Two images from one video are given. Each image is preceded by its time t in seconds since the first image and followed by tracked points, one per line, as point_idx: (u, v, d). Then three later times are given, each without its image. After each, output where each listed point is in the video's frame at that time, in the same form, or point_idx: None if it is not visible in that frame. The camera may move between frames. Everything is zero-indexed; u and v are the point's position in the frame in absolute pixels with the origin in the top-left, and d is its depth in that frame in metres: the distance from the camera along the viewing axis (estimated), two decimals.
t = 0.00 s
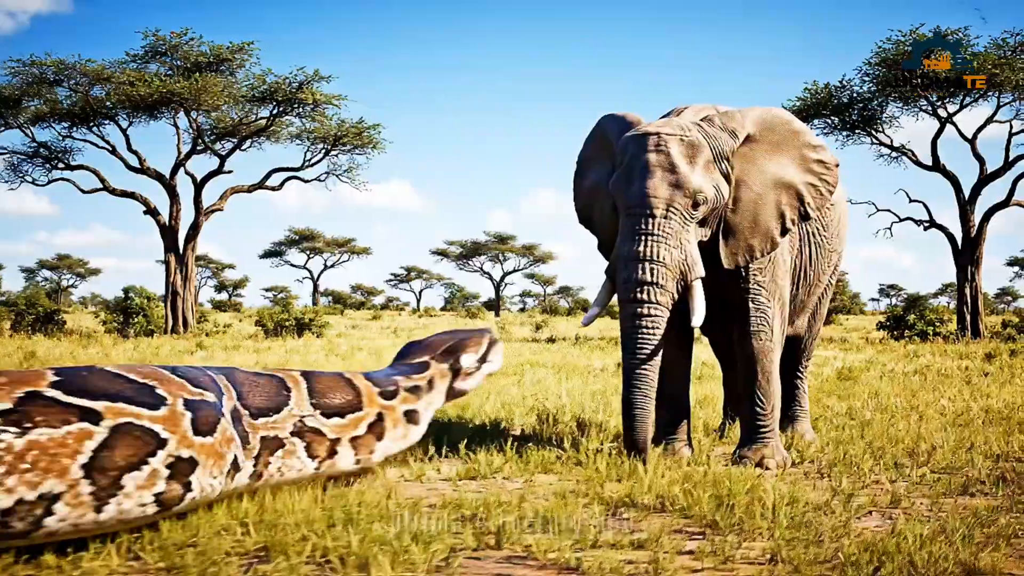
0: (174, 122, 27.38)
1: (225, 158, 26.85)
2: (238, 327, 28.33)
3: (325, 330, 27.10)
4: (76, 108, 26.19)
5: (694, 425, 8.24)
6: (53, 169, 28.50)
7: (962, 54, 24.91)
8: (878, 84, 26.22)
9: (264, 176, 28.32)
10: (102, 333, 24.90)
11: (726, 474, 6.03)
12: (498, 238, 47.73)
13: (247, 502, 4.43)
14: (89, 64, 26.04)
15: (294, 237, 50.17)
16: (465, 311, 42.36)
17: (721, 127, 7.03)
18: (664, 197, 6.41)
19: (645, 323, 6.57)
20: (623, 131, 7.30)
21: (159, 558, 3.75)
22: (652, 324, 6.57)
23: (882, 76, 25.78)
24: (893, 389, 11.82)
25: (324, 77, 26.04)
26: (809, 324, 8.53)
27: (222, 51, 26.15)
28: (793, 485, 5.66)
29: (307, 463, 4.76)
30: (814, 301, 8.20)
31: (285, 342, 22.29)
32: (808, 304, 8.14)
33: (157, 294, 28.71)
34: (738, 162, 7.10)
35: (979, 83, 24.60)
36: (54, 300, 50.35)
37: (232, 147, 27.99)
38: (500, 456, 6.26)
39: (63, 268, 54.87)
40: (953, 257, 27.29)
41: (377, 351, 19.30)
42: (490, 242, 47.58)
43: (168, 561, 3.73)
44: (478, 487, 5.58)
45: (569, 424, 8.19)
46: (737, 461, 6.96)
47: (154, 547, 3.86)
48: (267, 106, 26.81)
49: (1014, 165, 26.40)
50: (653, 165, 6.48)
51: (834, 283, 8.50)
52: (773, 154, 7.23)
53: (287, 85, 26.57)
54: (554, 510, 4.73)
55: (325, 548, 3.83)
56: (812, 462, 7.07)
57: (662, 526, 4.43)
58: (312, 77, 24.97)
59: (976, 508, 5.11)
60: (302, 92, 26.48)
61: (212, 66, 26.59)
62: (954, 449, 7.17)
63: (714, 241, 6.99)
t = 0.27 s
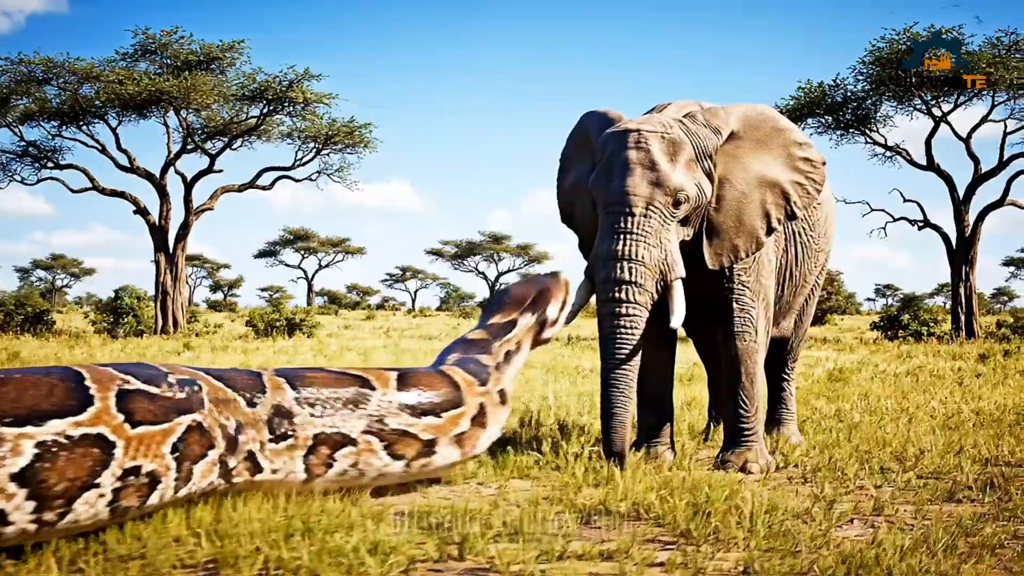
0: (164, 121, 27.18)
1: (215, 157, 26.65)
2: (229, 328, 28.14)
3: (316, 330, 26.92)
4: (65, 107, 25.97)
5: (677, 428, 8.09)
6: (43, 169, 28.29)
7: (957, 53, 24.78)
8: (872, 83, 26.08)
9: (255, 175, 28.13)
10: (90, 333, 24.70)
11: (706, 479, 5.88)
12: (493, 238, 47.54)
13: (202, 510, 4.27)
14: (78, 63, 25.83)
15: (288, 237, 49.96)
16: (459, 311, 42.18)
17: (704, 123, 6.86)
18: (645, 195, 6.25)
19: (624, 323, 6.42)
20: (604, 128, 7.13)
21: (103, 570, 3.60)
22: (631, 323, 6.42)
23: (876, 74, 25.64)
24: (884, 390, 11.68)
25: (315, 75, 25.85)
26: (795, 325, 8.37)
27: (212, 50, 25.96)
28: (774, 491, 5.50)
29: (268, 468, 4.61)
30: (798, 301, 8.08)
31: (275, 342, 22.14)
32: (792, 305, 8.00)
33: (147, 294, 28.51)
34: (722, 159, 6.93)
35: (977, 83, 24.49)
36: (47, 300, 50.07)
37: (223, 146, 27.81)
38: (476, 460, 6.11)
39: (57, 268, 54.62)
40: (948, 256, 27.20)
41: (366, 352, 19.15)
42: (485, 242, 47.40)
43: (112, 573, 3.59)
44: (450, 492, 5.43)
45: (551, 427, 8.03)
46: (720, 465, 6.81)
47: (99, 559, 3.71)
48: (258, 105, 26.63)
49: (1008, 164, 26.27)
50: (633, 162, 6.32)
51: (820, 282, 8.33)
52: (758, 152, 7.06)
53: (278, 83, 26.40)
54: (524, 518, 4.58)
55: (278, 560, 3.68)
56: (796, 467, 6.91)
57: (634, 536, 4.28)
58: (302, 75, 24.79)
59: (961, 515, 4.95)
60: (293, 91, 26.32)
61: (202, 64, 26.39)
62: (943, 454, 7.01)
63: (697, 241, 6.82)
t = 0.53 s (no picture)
0: (155, 120, 27.00)
1: (207, 156, 26.47)
2: (221, 328, 27.97)
3: (309, 330, 26.77)
4: (56, 106, 25.77)
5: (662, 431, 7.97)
6: (33, 168, 28.09)
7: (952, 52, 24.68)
8: (866, 82, 25.96)
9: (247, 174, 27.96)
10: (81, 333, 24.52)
11: (688, 483, 5.75)
12: (489, 237, 47.40)
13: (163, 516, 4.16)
14: (68, 61, 25.63)
15: (283, 237, 49.76)
16: (454, 311, 42.03)
17: (687, 121, 6.75)
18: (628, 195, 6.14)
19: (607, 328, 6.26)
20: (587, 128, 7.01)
21: None
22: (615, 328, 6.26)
23: (871, 73, 25.51)
24: (876, 391, 11.56)
25: (307, 74, 25.67)
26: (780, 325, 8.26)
27: (203, 48, 25.77)
28: (757, 497, 5.37)
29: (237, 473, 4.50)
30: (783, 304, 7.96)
31: (266, 342, 21.99)
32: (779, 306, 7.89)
33: (139, 294, 28.34)
34: (707, 157, 6.84)
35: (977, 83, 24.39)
36: (42, 300, 49.81)
37: (214, 145, 27.64)
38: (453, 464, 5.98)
39: (52, 268, 54.37)
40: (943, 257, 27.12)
41: (357, 352, 19.01)
42: (481, 241, 47.25)
43: None
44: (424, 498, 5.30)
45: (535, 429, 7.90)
46: (705, 469, 6.64)
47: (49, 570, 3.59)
48: (249, 104, 26.47)
49: (1004, 164, 26.17)
50: (617, 162, 6.19)
51: (806, 282, 8.20)
52: (743, 148, 6.95)
53: (269, 82, 26.24)
54: (496, 525, 4.46)
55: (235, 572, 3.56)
56: (782, 470, 6.77)
57: (607, 545, 4.16)
58: (294, 74, 24.64)
59: (946, 522, 4.83)
60: (284, 89, 26.17)
61: (194, 63, 26.20)
62: (932, 457, 6.88)
63: (684, 242, 6.73)
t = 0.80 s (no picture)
0: (145, 119, 26.78)
1: (196, 155, 26.27)
2: (211, 328, 27.76)
3: (299, 330, 26.57)
4: (44, 105, 25.52)
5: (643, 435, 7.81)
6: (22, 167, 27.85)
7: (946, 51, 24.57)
8: (860, 81, 25.82)
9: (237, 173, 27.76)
10: (69, 333, 24.30)
11: (666, 488, 5.59)
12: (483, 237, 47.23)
13: (109, 528, 4.00)
14: (56, 59, 25.38)
15: (277, 237, 49.54)
16: (448, 311, 41.85)
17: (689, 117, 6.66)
18: (630, 174, 6.14)
19: (598, 309, 6.14)
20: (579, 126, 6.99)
21: None
22: (604, 310, 6.14)
23: (864, 72, 25.37)
24: (867, 392, 11.41)
25: (297, 73, 25.50)
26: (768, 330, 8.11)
27: (193, 46, 25.57)
28: (736, 503, 5.21)
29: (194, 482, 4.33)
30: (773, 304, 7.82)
31: (255, 343, 21.80)
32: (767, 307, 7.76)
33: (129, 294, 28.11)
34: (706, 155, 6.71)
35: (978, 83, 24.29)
36: (35, 301, 49.49)
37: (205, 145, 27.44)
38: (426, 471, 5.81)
39: (46, 268, 54.08)
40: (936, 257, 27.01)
41: (345, 353, 18.83)
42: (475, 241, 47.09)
43: None
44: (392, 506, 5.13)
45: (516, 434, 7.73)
46: (686, 475, 6.40)
47: None
48: (239, 102, 26.29)
49: (998, 164, 26.07)
50: (621, 141, 6.23)
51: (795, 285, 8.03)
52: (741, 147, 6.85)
53: (259, 81, 26.06)
54: (460, 535, 4.29)
55: None
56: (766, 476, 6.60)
57: (575, 556, 4.00)
58: (284, 72, 24.47)
59: (929, 531, 4.67)
60: (274, 88, 26.01)
61: (184, 62, 26.00)
62: (919, 462, 6.72)
63: (680, 240, 6.60)
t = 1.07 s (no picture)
0: (135, 118, 26.60)
1: (187, 154, 26.09)
2: (203, 329, 27.60)
3: (291, 330, 26.43)
4: (34, 104, 25.29)
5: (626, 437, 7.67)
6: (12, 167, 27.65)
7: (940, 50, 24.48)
8: (854, 81, 25.69)
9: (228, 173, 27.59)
10: (59, 334, 24.12)
11: (648, 492, 5.45)
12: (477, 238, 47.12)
13: (66, 541, 3.86)
14: (45, 58, 25.15)
15: (271, 237, 49.37)
16: (443, 311, 41.72)
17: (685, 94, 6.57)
18: (616, 121, 6.04)
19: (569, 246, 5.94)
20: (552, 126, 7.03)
21: None
22: (574, 248, 5.93)
23: (858, 72, 25.26)
24: (858, 393, 11.30)
25: (289, 72, 25.33)
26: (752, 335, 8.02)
27: (184, 45, 25.39)
28: (718, 509, 5.08)
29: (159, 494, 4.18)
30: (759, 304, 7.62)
31: (245, 343, 21.66)
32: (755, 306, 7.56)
33: (119, 294, 27.93)
34: (702, 136, 6.55)
35: (978, 83, 24.25)
36: (28, 301, 49.24)
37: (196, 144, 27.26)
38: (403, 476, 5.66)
39: (40, 268, 53.85)
40: (930, 257, 26.94)
41: (335, 353, 18.69)
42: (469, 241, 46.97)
43: None
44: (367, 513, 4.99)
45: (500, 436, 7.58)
46: (670, 480, 6.29)
47: None
48: (230, 101, 26.13)
49: (992, 164, 25.98)
50: (613, 95, 6.20)
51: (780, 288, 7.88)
52: (741, 132, 6.62)
53: (250, 80, 25.90)
54: (431, 545, 4.15)
55: None
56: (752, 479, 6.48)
57: (547, 568, 3.87)
58: (275, 71, 24.32)
59: (915, 538, 4.54)
60: (265, 87, 25.86)
61: (174, 61, 25.81)
62: (908, 465, 6.59)
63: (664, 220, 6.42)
